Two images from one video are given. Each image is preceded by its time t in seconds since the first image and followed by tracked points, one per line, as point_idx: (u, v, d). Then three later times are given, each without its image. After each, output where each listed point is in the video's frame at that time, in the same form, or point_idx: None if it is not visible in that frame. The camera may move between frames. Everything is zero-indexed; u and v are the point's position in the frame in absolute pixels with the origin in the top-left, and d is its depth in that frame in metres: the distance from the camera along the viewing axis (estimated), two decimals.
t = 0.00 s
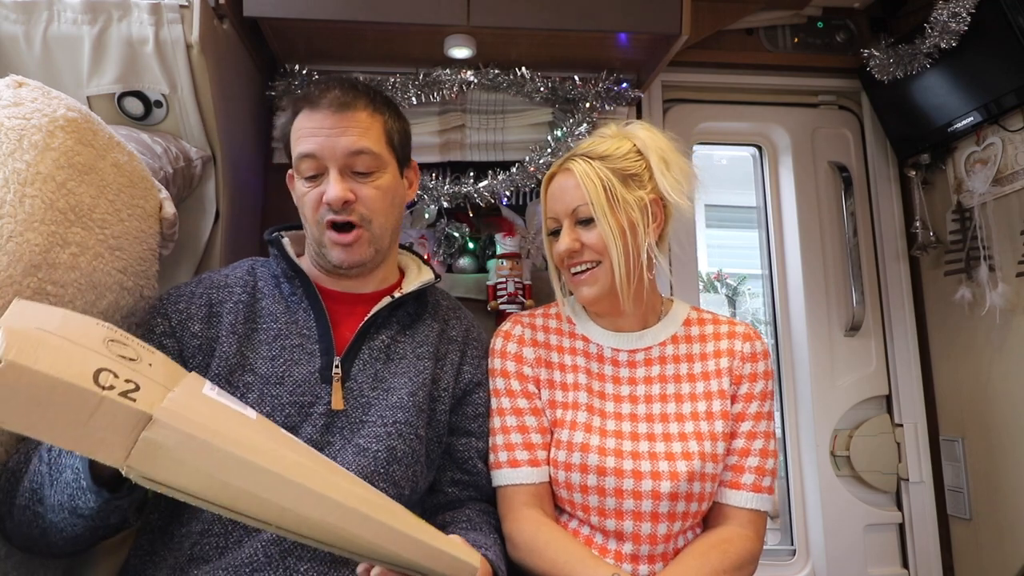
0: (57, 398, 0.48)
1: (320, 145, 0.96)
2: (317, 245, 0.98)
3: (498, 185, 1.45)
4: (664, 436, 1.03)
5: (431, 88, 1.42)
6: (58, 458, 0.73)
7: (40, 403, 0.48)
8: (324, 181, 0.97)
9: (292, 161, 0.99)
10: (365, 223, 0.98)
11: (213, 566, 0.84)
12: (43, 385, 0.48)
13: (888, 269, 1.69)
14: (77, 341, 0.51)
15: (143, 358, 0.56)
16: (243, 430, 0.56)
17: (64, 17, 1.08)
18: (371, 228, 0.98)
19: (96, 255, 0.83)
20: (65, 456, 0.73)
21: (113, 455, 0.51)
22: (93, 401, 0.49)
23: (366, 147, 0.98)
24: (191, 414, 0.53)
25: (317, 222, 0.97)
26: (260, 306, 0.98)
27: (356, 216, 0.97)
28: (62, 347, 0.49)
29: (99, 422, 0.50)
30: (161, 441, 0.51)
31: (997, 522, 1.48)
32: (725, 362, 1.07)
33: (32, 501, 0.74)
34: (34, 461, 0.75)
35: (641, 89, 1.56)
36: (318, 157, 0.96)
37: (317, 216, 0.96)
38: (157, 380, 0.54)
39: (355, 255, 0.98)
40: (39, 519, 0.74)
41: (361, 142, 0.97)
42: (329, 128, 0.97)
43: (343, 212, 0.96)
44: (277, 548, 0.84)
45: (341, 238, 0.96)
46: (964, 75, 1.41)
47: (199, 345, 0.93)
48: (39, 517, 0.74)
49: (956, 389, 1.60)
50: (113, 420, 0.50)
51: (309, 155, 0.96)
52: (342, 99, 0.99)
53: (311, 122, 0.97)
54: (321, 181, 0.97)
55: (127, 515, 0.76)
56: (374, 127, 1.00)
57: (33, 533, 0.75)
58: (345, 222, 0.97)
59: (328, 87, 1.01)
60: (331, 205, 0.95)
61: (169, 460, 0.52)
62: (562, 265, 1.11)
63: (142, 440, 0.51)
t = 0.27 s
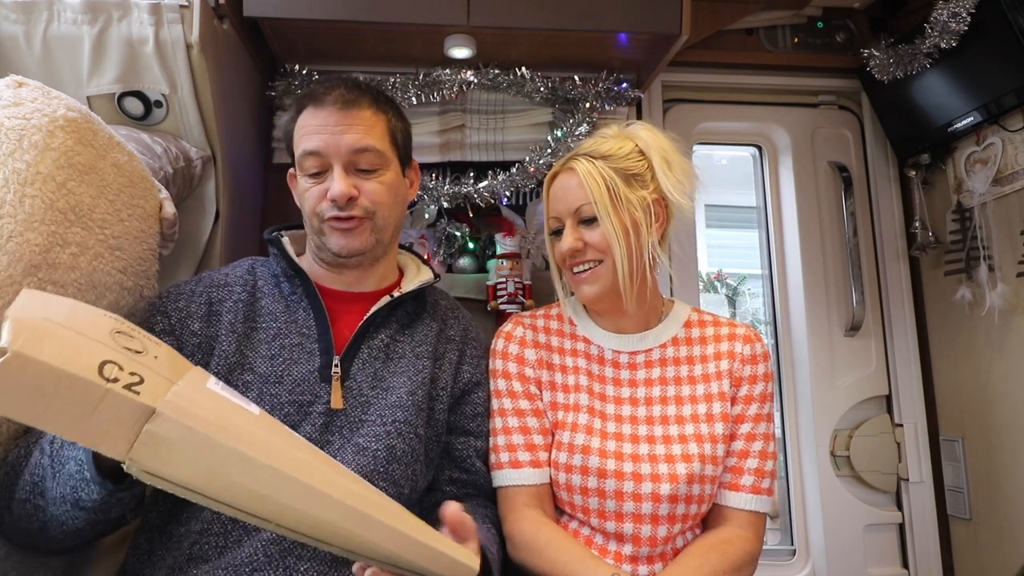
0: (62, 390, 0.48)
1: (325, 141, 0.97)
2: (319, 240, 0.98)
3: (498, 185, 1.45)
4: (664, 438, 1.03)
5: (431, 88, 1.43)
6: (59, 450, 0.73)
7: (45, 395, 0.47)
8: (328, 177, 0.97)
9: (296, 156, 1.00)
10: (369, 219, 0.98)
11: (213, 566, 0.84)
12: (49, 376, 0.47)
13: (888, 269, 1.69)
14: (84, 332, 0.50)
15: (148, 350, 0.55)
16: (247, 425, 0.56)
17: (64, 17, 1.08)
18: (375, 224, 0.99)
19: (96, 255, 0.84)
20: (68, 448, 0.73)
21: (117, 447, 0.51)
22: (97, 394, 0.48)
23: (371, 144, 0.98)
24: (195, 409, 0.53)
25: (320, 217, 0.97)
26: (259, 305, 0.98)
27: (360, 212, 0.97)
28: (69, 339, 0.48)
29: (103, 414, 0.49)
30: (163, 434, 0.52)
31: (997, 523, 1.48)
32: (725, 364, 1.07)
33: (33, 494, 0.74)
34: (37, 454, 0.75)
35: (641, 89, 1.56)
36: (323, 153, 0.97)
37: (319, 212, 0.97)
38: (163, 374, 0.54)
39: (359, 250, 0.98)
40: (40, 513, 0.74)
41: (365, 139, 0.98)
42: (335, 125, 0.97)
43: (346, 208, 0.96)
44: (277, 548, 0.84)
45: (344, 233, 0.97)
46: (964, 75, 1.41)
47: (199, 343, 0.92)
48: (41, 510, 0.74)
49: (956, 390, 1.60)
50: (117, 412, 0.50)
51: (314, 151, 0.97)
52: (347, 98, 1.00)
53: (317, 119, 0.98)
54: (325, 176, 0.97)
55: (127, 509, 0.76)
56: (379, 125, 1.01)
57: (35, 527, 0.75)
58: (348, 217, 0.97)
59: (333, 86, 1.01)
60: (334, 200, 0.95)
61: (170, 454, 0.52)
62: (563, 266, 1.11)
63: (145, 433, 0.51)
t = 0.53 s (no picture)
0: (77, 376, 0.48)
1: (327, 139, 0.97)
2: (321, 238, 0.98)
3: (498, 185, 1.45)
4: (664, 440, 1.04)
5: (431, 88, 1.43)
6: (67, 447, 0.74)
7: (60, 379, 0.48)
8: (330, 174, 0.97)
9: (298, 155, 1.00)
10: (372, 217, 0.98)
11: (213, 564, 0.84)
12: (64, 361, 0.47)
13: (888, 269, 1.69)
14: (99, 320, 0.51)
15: (161, 343, 0.55)
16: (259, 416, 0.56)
17: (64, 17, 1.08)
18: (377, 222, 0.99)
19: (96, 254, 0.84)
20: (77, 445, 0.73)
21: (130, 434, 0.51)
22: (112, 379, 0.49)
23: (372, 142, 0.99)
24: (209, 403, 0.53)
25: (322, 215, 0.97)
26: (258, 303, 0.98)
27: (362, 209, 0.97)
28: (85, 325, 0.49)
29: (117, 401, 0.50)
30: (175, 422, 0.52)
31: (997, 523, 1.48)
32: (725, 365, 1.07)
33: (38, 490, 0.74)
34: (43, 450, 0.76)
35: (641, 89, 1.56)
36: (325, 151, 0.97)
37: (322, 209, 0.97)
38: (175, 365, 0.54)
39: (362, 248, 0.97)
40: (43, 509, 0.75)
41: (367, 137, 0.98)
42: (336, 123, 0.98)
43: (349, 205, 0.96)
44: (277, 546, 0.85)
45: (346, 231, 0.97)
46: (964, 75, 1.41)
47: (199, 341, 0.92)
48: (44, 506, 0.74)
49: (956, 390, 1.60)
50: (132, 397, 0.50)
51: (316, 149, 0.97)
52: (349, 95, 1.00)
53: (319, 117, 0.98)
54: (327, 174, 0.98)
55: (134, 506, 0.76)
56: (380, 123, 1.01)
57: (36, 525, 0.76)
58: (351, 214, 0.97)
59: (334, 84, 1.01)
60: (337, 198, 0.95)
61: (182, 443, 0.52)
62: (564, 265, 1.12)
63: (159, 418, 0.51)
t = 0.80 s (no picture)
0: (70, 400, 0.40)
1: (334, 134, 0.97)
2: (317, 232, 0.98)
3: (498, 185, 1.45)
4: (663, 440, 1.04)
5: (431, 88, 1.42)
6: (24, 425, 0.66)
7: (58, 417, 0.40)
8: (333, 169, 0.98)
9: (300, 148, 1.00)
10: (371, 214, 0.98)
11: (209, 567, 0.84)
12: (49, 398, 0.39)
13: (888, 269, 1.69)
14: (56, 336, 0.40)
15: (128, 317, 0.45)
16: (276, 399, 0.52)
17: (64, 17, 1.08)
18: (376, 219, 0.99)
19: (96, 254, 0.83)
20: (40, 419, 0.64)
21: (145, 421, 0.45)
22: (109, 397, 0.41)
23: (379, 141, 0.99)
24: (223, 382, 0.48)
25: (321, 209, 0.97)
26: (250, 303, 0.98)
27: (363, 206, 0.98)
28: (54, 331, 0.40)
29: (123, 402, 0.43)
30: (191, 404, 0.46)
31: (997, 523, 1.48)
32: (725, 365, 1.07)
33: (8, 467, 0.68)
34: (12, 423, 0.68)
35: (641, 89, 1.56)
36: (330, 145, 0.97)
37: (322, 204, 0.97)
38: (156, 337, 0.45)
39: (358, 244, 0.98)
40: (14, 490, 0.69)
41: (374, 135, 0.99)
42: (344, 118, 0.98)
43: (352, 201, 0.97)
44: (273, 548, 0.84)
45: (345, 227, 0.97)
46: (964, 75, 1.41)
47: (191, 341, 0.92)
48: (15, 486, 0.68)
49: (956, 390, 1.60)
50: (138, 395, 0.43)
51: (322, 144, 0.97)
52: (359, 92, 1.00)
53: (326, 112, 0.98)
54: (329, 169, 0.98)
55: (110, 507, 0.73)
56: (386, 122, 1.02)
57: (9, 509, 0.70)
58: (352, 210, 0.97)
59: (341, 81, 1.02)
60: (340, 193, 0.95)
61: (197, 424, 0.46)
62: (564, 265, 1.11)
63: (172, 401, 0.45)
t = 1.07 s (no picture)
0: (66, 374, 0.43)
1: (302, 120, 0.97)
2: (287, 222, 0.97)
3: (498, 185, 1.45)
4: (663, 439, 1.04)
5: (431, 88, 1.43)
6: (33, 421, 0.68)
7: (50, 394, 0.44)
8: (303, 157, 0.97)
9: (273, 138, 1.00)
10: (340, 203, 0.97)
11: None
12: (42, 367, 0.42)
13: (888, 269, 1.69)
14: (52, 316, 0.43)
15: (129, 301, 0.48)
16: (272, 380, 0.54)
17: (64, 17, 1.08)
18: (346, 209, 0.97)
19: (96, 254, 0.83)
20: (39, 417, 0.68)
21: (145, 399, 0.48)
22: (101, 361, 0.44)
23: (350, 129, 0.99)
24: (221, 364, 0.50)
25: (291, 198, 0.96)
26: (232, 305, 0.96)
27: (331, 195, 0.96)
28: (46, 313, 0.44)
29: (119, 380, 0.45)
30: (184, 383, 0.49)
31: (997, 523, 1.48)
32: (725, 364, 1.07)
33: (8, 474, 0.70)
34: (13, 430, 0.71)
35: (641, 89, 1.56)
36: (299, 132, 0.97)
37: (291, 192, 0.96)
38: (153, 320, 0.48)
39: (326, 233, 0.96)
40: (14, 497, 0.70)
41: (344, 123, 0.98)
42: (314, 105, 0.98)
43: (318, 189, 0.95)
44: (266, 555, 0.81)
45: (312, 216, 0.95)
46: (963, 75, 1.41)
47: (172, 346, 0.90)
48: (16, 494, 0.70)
49: (957, 390, 1.60)
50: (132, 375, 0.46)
51: (292, 131, 0.97)
52: (331, 81, 1.00)
53: (298, 99, 0.98)
54: (299, 157, 0.97)
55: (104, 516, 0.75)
56: (359, 112, 1.01)
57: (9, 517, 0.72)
58: (319, 200, 0.96)
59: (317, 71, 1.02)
60: (306, 180, 0.94)
61: (199, 408, 0.49)
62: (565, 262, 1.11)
63: (169, 378, 0.48)
